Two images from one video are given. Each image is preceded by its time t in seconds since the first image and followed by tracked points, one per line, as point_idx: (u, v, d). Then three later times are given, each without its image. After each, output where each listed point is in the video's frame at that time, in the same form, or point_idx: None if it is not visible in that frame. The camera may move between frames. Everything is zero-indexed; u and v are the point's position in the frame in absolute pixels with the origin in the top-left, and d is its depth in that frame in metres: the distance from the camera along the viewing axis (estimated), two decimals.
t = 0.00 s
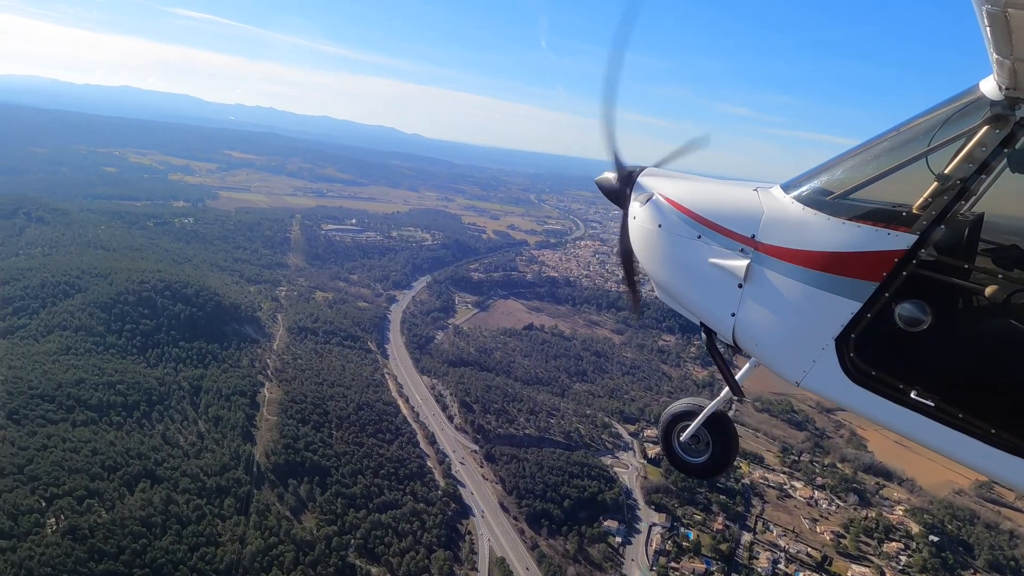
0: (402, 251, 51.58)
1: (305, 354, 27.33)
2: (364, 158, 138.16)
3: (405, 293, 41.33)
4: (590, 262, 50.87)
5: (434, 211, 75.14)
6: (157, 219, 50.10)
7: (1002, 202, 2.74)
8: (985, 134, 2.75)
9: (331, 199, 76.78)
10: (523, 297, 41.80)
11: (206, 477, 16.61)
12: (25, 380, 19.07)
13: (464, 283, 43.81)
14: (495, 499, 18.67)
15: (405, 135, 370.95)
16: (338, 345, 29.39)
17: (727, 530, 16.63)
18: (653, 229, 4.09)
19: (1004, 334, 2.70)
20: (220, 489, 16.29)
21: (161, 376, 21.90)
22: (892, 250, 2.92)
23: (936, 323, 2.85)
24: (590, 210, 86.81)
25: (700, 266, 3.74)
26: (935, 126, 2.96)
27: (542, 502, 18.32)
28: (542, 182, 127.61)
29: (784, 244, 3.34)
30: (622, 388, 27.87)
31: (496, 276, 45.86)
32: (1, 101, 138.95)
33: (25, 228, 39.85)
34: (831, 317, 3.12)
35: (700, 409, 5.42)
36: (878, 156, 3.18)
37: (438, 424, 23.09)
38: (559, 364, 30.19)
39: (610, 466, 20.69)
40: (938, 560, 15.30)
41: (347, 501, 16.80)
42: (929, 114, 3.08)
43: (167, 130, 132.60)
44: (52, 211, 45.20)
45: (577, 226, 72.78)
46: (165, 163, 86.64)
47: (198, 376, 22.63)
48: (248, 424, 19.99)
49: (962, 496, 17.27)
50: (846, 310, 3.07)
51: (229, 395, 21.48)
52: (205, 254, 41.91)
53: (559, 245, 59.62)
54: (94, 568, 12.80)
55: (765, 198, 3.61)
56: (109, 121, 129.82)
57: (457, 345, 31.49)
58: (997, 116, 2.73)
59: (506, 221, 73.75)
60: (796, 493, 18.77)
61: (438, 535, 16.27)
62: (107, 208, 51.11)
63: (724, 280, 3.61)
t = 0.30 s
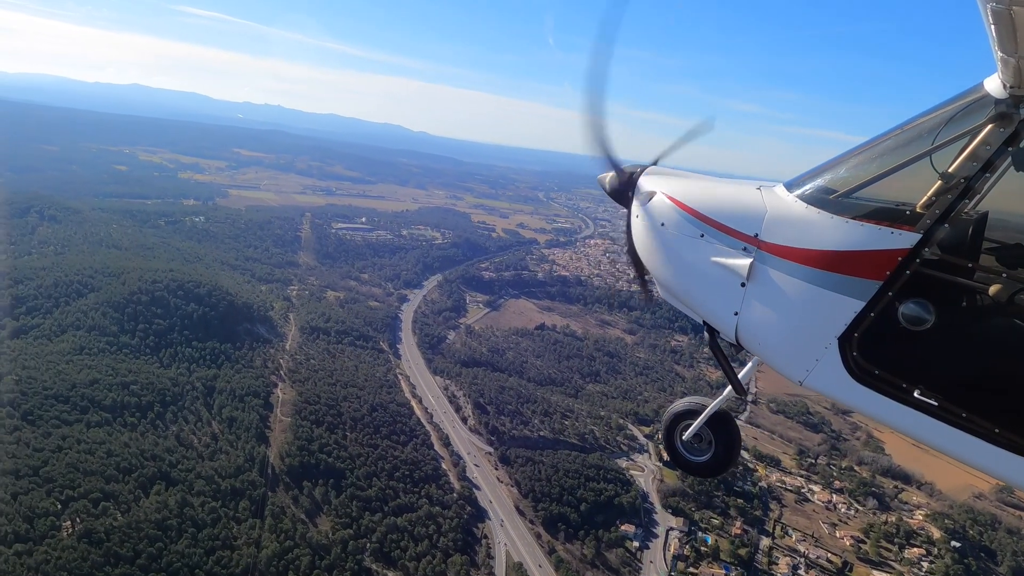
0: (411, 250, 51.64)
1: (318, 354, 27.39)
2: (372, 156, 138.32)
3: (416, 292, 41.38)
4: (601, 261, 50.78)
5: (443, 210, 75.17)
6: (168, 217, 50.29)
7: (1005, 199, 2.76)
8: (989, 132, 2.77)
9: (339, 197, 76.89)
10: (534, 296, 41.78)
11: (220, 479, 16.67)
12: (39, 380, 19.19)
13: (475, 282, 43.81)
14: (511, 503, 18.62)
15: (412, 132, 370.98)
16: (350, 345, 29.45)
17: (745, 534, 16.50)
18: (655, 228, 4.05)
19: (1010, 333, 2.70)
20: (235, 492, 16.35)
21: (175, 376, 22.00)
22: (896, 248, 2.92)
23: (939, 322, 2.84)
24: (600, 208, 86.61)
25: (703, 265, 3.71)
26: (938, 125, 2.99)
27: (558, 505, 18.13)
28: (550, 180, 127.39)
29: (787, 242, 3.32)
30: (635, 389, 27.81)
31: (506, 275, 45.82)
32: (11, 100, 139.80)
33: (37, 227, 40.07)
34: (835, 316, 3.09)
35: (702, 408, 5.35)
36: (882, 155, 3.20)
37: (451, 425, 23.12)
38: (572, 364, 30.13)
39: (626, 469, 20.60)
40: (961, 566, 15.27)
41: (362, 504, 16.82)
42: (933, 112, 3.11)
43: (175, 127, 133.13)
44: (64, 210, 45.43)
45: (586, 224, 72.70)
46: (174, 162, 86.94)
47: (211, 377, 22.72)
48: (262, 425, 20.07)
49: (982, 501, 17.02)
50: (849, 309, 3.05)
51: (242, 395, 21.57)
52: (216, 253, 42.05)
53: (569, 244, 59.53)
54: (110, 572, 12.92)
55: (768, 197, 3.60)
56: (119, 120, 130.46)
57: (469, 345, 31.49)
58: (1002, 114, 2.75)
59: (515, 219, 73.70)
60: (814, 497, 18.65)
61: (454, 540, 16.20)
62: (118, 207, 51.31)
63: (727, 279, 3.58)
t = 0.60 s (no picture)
0: (422, 248, 51.68)
1: (330, 353, 27.46)
2: (380, 153, 138.40)
3: (427, 290, 41.41)
4: (612, 259, 50.65)
5: (452, 207, 75.17)
6: (179, 214, 50.49)
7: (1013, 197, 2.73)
8: (996, 131, 2.74)
9: (348, 194, 77.00)
10: (545, 294, 41.75)
11: (235, 480, 16.72)
12: (53, 380, 19.35)
13: (486, 280, 43.79)
14: (527, 505, 18.59)
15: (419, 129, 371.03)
16: (362, 344, 29.52)
17: (764, 537, 16.43)
18: (658, 225, 3.98)
19: (1015, 332, 2.71)
20: (250, 493, 16.40)
21: (189, 376, 22.09)
22: (900, 247, 2.91)
23: (944, 320, 2.87)
24: (610, 205, 86.36)
25: (707, 263, 3.65)
26: (945, 122, 2.95)
27: (575, 508, 18.04)
28: (559, 176, 127.07)
29: (792, 240, 3.28)
30: (648, 388, 27.76)
31: (517, 273, 45.77)
32: (21, 97, 140.71)
33: (50, 224, 40.32)
34: (839, 314, 3.10)
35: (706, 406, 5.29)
36: (887, 153, 3.16)
37: (466, 426, 23.13)
38: (585, 364, 30.08)
39: (642, 471, 20.51)
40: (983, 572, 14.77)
41: (377, 506, 16.85)
42: (940, 109, 3.07)
43: (184, 125, 133.64)
44: (76, 208, 45.70)
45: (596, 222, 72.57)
46: (184, 159, 87.26)
47: (225, 376, 22.82)
48: (276, 425, 20.17)
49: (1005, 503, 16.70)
50: (854, 307, 3.05)
51: (255, 395, 21.66)
52: (227, 251, 42.21)
53: (579, 241, 59.43)
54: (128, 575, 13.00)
55: (773, 195, 3.55)
56: (128, 117, 131.07)
57: (481, 344, 31.48)
58: (1011, 112, 2.71)
59: (524, 216, 73.58)
60: (832, 500, 18.55)
61: (470, 543, 16.18)
62: (130, 204, 51.56)
63: (731, 277, 3.53)
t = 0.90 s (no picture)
0: (431, 246, 51.69)
1: (342, 352, 27.51)
2: (388, 150, 138.47)
3: (438, 288, 41.43)
4: (622, 257, 50.54)
5: (461, 204, 75.12)
6: (190, 212, 50.62)
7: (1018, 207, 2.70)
8: (1002, 140, 2.71)
9: (357, 191, 77.06)
10: (556, 292, 41.70)
11: (250, 482, 16.78)
12: (66, 380, 19.48)
13: (496, 279, 43.76)
14: (543, 507, 18.57)
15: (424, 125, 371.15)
16: (374, 343, 29.57)
17: (783, 541, 16.34)
18: (662, 231, 3.94)
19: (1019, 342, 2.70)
20: (265, 495, 16.48)
21: (202, 376, 22.18)
22: (905, 255, 2.88)
23: (948, 330, 2.85)
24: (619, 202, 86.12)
25: (709, 269, 3.61)
26: (952, 131, 2.92)
27: (592, 510, 17.95)
28: (568, 173, 126.78)
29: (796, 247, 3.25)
30: (661, 388, 27.70)
31: (528, 271, 45.71)
32: (30, 95, 141.29)
33: (61, 222, 40.48)
34: (843, 323, 3.06)
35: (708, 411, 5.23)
36: (892, 161, 3.13)
37: (480, 427, 23.12)
38: (598, 363, 30.00)
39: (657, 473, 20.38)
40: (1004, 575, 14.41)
41: (392, 508, 16.89)
42: (948, 118, 3.04)
43: (193, 121, 134.06)
44: (88, 206, 45.89)
45: (605, 220, 72.43)
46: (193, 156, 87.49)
47: (238, 376, 22.89)
48: (290, 426, 20.26)
49: None
50: (858, 316, 3.02)
51: (268, 395, 21.75)
52: (238, 249, 42.32)
53: (589, 239, 59.35)
54: None
55: (778, 201, 3.52)
56: (136, 113, 131.49)
57: (493, 343, 31.45)
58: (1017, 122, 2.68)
59: (533, 214, 73.50)
60: (851, 502, 18.42)
61: (486, 545, 16.16)
62: (142, 202, 51.73)
63: (734, 284, 3.49)
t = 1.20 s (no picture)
0: (440, 245, 51.70)
1: (353, 354, 27.55)
2: (395, 149, 138.52)
3: (447, 289, 41.43)
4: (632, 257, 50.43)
5: (469, 203, 75.10)
6: (200, 212, 50.73)
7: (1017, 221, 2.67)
8: (1001, 155, 2.69)
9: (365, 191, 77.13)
10: (566, 293, 41.65)
11: (263, 486, 16.82)
12: (80, 382, 19.58)
13: (506, 279, 43.74)
14: (558, 512, 18.55)
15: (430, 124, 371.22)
16: (385, 344, 29.59)
17: (801, 547, 16.29)
18: (662, 241, 3.90)
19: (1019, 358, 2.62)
20: (278, 499, 16.52)
21: (214, 378, 22.24)
22: (905, 268, 2.83)
23: (947, 343, 2.79)
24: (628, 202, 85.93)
25: (709, 280, 3.57)
26: (952, 145, 2.91)
27: (608, 516, 17.89)
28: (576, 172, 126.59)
29: (796, 258, 3.20)
30: (672, 390, 27.63)
31: (538, 271, 45.67)
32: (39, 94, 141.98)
33: (72, 223, 40.64)
34: (840, 336, 3.01)
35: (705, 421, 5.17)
36: (892, 174, 3.10)
37: (493, 430, 23.08)
38: (609, 364, 29.95)
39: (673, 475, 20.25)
40: None
41: (407, 513, 16.93)
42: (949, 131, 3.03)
43: (200, 120, 134.39)
44: (98, 206, 46.04)
45: (614, 220, 72.24)
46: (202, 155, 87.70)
47: (249, 378, 22.93)
48: (302, 429, 20.32)
49: None
50: (855, 329, 2.97)
51: (280, 398, 21.83)
52: (248, 249, 42.41)
53: (598, 239, 59.23)
54: None
55: (777, 213, 3.48)
56: (144, 113, 131.98)
57: (504, 344, 31.44)
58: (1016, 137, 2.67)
59: (542, 214, 73.42)
60: (869, 507, 18.32)
61: (501, 551, 16.14)
62: (152, 202, 51.89)
63: (733, 294, 3.45)
